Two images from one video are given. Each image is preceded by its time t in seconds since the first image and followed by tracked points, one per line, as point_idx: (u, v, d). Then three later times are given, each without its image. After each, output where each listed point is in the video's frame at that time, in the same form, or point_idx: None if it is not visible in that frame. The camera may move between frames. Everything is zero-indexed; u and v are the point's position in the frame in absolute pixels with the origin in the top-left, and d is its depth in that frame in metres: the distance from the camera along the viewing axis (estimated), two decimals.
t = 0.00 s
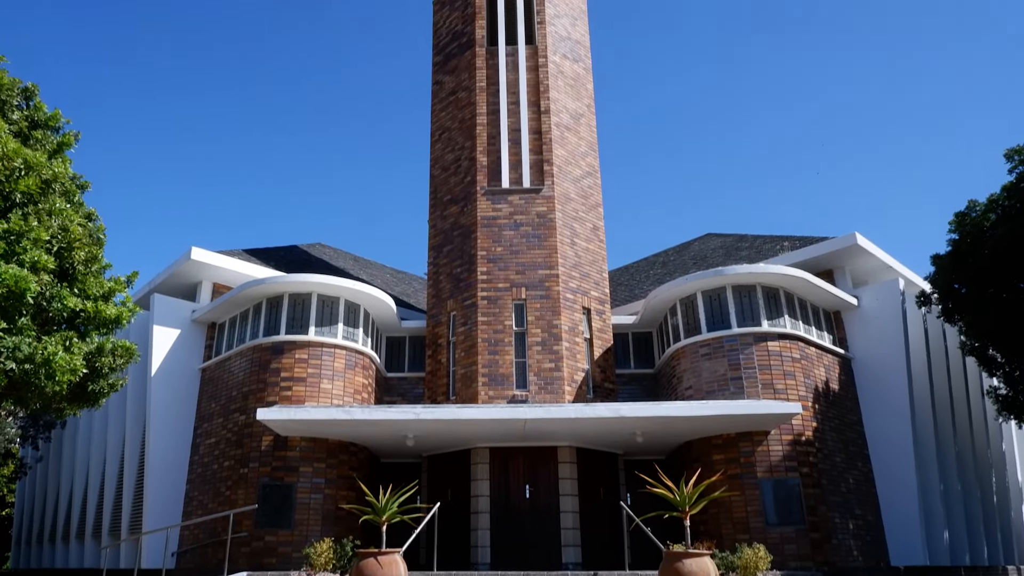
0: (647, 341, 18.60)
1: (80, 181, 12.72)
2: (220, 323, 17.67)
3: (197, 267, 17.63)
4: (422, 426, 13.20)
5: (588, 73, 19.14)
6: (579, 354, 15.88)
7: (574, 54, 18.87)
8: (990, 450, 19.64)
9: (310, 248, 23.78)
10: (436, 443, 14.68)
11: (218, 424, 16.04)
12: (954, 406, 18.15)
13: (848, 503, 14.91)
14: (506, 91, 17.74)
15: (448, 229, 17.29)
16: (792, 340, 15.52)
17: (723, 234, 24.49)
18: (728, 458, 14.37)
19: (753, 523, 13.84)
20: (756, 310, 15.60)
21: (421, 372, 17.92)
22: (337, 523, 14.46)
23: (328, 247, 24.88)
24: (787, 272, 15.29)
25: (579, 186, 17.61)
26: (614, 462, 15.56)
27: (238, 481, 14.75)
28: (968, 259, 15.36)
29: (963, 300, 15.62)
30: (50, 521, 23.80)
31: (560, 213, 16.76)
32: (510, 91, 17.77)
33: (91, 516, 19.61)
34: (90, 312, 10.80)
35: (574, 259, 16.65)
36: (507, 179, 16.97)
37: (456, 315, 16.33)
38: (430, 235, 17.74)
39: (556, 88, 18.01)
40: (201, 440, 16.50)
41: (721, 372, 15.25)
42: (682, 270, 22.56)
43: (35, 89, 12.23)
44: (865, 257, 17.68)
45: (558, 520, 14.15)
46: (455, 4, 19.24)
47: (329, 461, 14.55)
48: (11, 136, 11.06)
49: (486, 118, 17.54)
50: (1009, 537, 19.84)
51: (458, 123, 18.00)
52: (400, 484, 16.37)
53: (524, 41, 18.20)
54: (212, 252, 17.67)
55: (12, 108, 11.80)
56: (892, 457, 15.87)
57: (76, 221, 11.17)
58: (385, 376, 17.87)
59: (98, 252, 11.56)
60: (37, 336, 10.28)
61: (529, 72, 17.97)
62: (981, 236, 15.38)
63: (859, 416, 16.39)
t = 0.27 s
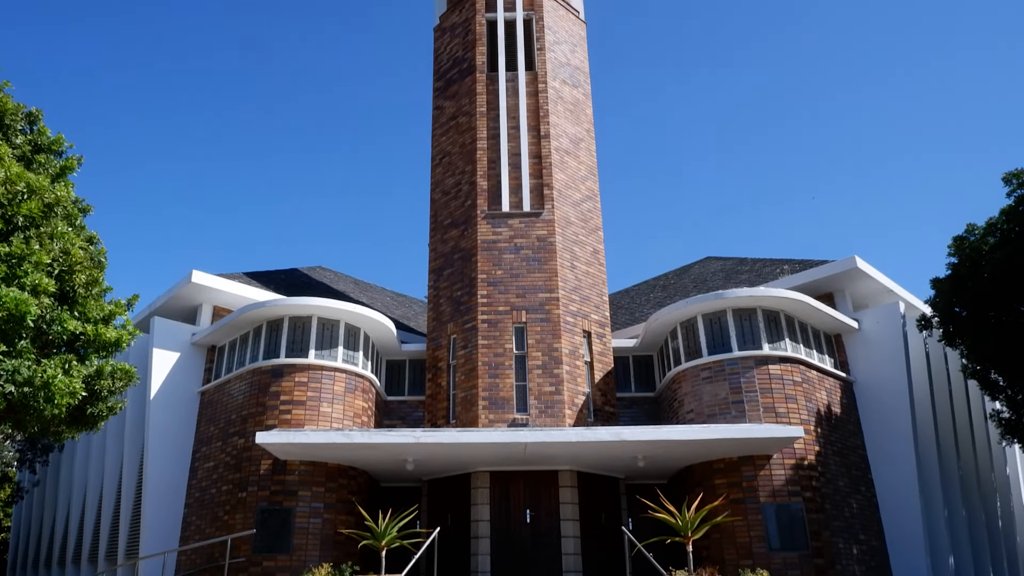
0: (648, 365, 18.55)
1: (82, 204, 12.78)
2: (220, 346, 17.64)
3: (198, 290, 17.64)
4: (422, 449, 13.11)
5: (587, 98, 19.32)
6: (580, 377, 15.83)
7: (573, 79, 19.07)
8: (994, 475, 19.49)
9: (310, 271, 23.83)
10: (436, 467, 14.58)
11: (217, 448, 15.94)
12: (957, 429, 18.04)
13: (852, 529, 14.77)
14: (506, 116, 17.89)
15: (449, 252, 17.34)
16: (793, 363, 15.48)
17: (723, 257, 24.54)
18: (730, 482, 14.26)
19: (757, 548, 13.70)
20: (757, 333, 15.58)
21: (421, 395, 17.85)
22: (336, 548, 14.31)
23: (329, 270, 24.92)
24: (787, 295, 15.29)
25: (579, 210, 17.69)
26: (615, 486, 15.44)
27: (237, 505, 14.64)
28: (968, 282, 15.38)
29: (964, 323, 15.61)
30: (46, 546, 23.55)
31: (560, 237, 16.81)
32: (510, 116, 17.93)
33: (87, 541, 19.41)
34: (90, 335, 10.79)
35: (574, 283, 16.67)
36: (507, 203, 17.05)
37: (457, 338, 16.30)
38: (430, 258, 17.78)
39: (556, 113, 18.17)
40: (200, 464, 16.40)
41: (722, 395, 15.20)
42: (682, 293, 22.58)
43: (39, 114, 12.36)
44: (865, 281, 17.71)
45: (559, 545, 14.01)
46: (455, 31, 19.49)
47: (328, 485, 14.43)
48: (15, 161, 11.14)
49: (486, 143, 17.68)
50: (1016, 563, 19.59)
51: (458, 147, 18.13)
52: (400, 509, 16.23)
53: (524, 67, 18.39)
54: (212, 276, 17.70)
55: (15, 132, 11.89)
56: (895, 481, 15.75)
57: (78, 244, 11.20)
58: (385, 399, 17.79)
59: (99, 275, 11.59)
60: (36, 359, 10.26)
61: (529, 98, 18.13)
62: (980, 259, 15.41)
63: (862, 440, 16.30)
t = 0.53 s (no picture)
0: (649, 386, 18.48)
1: (83, 225, 12.82)
2: (219, 367, 17.59)
3: (198, 311, 17.65)
4: (422, 471, 13.02)
5: (587, 121, 19.47)
6: (581, 399, 15.76)
7: (573, 102, 19.23)
8: (999, 497, 19.32)
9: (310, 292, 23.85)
10: (436, 489, 14.47)
11: (216, 470, 15.84)
12: (961, 451, 17.92)
13: (856, 552, 14.63)
14: (506, 138, 18.01)
15: (449, 273, 17.37)
16: (794, 384, 15.43)
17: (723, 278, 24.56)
18: (732, 505, 14.13)
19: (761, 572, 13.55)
20: (757, 354, 15.54)
21: (421, 417, 17.76)
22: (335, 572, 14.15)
23: (329, 291, 24.94)
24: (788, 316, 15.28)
25: (579, 231, 17.74)
26: (616, 509, 15.32)
27: (235, 528, 14.54)
28: (969, 303, 15.38)
29: (966, 344, 15.58)
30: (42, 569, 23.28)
31: (560, 258, 16.84)
32: (510, 138, 18.05)
33: (84, 564, 19.20)
34: (90, 356, 10.77)
35: (574, 303, 16.67)
36: (507, 224, 17.11)
37: (457, 359, 16.26)
38: (431, 279, 17.80)
39: (556, 135, 18.30)
40: (198, 486, 16.29)
41: (723, 417, 15.14)
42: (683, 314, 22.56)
43: (43, 136, 12.44)
44: (865, 302, 17.71)
45: (560, 569, 13.86)
46: (455, 54, 19.69)
47: (327, 507, 14.30)
48: (18, 182, 11.20)
49: (487, 164, 17.78)
50: None
51: (458, 169, 18.24)
52: (399, 532, 16.08)
53: (524, 89, 18.54)
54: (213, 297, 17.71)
55: (19, 154, 11.97)
56: (899, 504, 15.63)
57: (79, 265, 11.22)
58: (385, 421, 17.70)
59: (99, 295, 11.58)
60: (35, 380, 10.24)
61: (529, 120, 18.27)
62: (980, 280, 15.41)
63: (864, 463, 16.19)
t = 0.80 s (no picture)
0: (650, 402, 18.42)
1: (84, 241, 12.86)
2: (219, 383, 17.54)
3: (198, 326, 17.64)
4: (421, 488, 12.93)
5: (587, 137, 19.57)
6: (581, 414, 15.71)
7: (573, 118, 19.35)
8: (1002, 514, 19.19)
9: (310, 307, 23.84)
10: (436, 505, 14.39)
11: (215, 485, 15.77)
12: (963, 467, 17.83)
13: (859, 569, 14.52)
14: (506, 154, 18.08)
15: (449, 288, 17.39)
16: (795, 400, 15.39)
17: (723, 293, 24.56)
18: (734, 521, 14.04)
19: None
20: (758, 370, 15.50)
21: (421, 433, 17.70)
22: None
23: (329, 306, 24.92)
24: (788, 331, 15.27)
25: (579, 247, 17.77)
26: (617, 525, 15.23)
27: (233, 544, 14.48)
28: (970, 318, 15.38)
29: (967, 359, 15.56)
30: None
31: (560, 274, 16.86)
32: (510, 154, 18.12)
33: None
34: (90, 371, 10.75)
35: (575, 319, 16.66)
36: (507, 240, 17.14)
37: (457, 375, 16.22)
38: (432, 294, 17.81)
39: (556, 151, 18.38)
40: (197, 502, 16.20)
41: (724, 433, 15.08)
42: (684, 330, 22.53)
43: (45, 152, 12.52)
44: (866, 317, 17.70)
45: None
46: (456, 71, 19.83)
47: (326, 524, 14.20)
48: (20, 198, 11.25)
49: (487, 180, 17.84)
50: None
51: (459, 185, 18.30)
52: (399, 549, 15.96)
53: (524, 106, 18.65)
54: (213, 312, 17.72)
55: (21, 170, 12.03)
56: (901, 520, 15.54)
57: (79, 280, 11.22)
58: (384, 437, 17.64)
59: (99, 310, 11.58)
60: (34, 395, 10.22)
61: (529, 136, 18.36)
62: (981, 295, 15.42)
63: (866, 478, 16.13)
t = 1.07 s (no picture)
0: (651, 420, 18.36)
1: (86, 258, 12.89)
2: (218, 401, 17.48)
3: (198, 344, 17.62)
4: (421, 506, 12.84)
5: (587, 155, 19.68)
6: (582, 432, 15.64)
7: (573, 136, 19.46)
8: (1006, 533, 19.03)
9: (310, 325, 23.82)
10: (436, 525, 14.28)
11: (213, 504, 15.66)
12: (966, 486, 17.72)
13: None
14: (506, 172, 18.15)
15: (449, 306, 17.39)
16: (797, 418, 15.34)
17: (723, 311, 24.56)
18: (736, 541, 13.92)
19: None
20: (760, 388, 15.45)
21: (421, 451, 17.61)
22: None
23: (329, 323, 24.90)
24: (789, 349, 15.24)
25: (579, 264, 17.80)
26: (618, 545, 15.13)
27: (231, 564, 14.36)
28: (971, 336, 15.35)
29: (968, 377, 15.52)
30: None
31: (560, 291, 16.87)
32: (510, 172, 18.20)
33: None
34: (89, 389, 10.72)
35: (575, 336, 16.65)
36: (508, 257, 17.16)
37: (457, 393, 16.18)
38: (432, 312, 17.80)
39: (556, 169, 18.46)
40: (195, 521, 16.09)
41: (726, 451, 15.01)
42: (684, 348, 22.49)
43: (47, 170, 12.58)
44: (867, 335, 17.68)
45: None
46: (456, 89, 19.98)
47: (325, 543, 14.07)
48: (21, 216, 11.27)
49: (487, 199, 17.91)
50: None
51: (459, 203, 18.37)
52: (399, 569, 15.82)
53: (524, 124, 18.76)
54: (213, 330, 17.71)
55: (23, 188, 12.07)
56: (905, 540, 15.42)
57: (80, 297, 11.20)
58: (384, 455, 17.55)
59: (99, 328, 11.56)
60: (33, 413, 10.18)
61: (529, 154, 18.44)
62: (982, 313, 15.40)
63: (869, 497, 16.02)
